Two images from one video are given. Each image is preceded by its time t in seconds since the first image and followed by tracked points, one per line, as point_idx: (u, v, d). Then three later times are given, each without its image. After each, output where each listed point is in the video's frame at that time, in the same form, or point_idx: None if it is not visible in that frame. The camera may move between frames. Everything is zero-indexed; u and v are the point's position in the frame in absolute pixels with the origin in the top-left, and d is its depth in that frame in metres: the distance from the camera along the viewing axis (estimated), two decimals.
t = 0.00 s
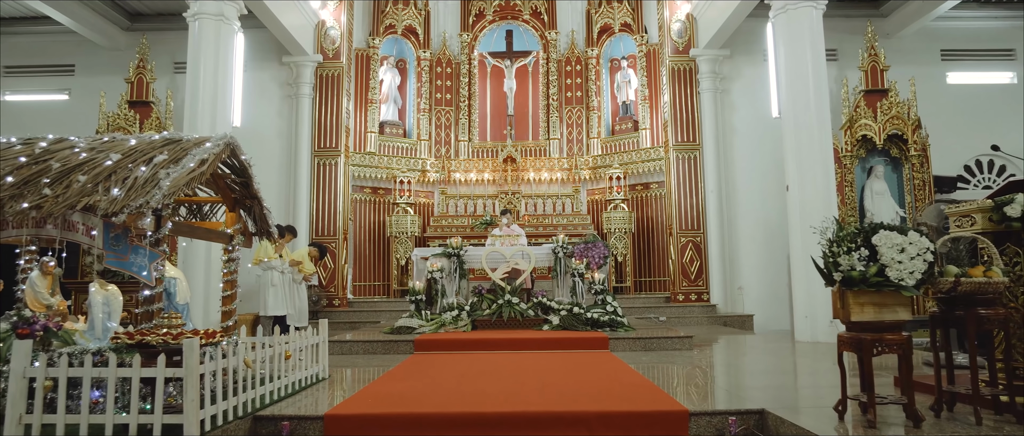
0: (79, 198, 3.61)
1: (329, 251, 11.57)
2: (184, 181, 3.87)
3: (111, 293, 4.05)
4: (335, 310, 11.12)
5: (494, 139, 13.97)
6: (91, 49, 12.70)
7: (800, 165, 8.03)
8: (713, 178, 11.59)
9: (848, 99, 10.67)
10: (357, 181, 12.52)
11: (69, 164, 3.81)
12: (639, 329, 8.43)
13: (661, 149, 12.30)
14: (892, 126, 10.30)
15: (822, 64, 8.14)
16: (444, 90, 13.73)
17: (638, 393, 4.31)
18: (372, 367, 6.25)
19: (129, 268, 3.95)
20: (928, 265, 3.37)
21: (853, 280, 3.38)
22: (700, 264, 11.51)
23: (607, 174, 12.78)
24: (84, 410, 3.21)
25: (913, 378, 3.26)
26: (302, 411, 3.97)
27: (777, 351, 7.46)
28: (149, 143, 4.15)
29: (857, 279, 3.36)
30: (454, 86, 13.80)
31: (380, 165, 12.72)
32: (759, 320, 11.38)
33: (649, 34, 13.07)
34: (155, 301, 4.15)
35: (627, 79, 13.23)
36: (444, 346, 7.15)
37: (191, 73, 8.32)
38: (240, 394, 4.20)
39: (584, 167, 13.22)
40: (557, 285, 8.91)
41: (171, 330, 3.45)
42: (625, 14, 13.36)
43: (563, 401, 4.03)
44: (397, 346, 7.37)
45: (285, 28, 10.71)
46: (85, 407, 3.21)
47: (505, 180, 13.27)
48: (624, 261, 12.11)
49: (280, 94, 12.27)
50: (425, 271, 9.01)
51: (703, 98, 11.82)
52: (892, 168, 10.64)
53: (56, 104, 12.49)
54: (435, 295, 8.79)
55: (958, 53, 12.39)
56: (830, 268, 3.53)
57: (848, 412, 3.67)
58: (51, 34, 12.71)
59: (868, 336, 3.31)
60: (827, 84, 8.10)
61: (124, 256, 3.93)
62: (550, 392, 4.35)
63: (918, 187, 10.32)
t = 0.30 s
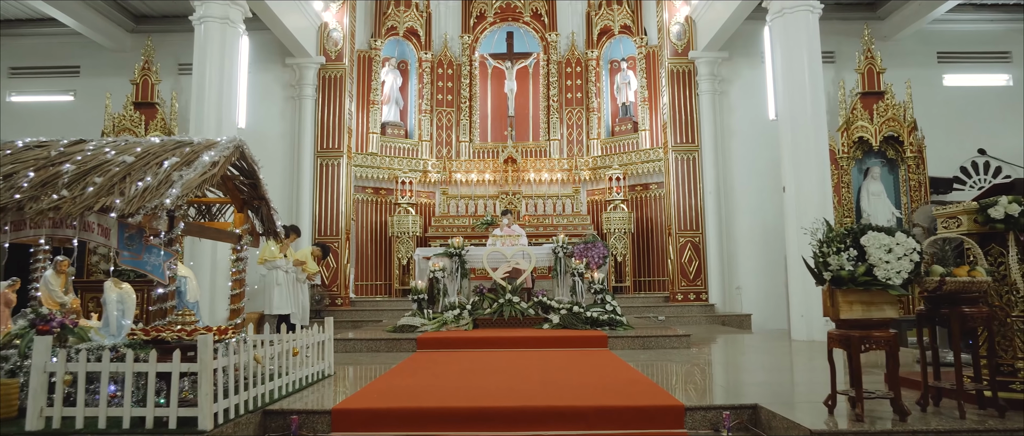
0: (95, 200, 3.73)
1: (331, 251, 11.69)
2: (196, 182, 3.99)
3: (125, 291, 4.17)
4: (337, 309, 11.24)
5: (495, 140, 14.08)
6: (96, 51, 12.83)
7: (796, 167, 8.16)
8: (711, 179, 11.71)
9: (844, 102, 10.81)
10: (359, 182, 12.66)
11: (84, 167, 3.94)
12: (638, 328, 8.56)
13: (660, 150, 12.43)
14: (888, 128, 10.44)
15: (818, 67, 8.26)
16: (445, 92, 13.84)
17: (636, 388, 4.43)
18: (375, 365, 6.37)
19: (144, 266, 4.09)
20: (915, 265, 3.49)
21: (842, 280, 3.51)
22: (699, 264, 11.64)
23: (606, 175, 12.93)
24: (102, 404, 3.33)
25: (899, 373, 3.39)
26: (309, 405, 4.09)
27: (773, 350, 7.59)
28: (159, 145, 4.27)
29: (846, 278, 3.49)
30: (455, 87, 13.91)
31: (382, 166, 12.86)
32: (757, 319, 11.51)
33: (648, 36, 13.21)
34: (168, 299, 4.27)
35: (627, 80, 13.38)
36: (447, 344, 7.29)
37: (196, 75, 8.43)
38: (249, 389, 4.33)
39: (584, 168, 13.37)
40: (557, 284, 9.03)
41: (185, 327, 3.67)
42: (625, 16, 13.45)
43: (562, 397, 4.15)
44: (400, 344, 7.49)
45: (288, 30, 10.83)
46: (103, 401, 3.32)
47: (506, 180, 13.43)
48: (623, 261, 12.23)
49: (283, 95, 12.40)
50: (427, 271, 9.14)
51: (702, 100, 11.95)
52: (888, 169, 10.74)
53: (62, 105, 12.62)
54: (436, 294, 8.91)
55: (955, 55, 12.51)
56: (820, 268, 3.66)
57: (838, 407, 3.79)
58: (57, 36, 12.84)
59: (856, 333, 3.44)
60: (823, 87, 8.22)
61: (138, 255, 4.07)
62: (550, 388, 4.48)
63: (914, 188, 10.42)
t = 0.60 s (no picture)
0: (112, 202, 3.87)
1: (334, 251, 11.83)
2: (210, 186, 4.13)
3: (140, 291, 4.27)
4: (340, 308, 11.36)
5: (496, 141, 14.21)
6: (101, 53, 12.96)
7: (793, 168, 8.29)
8: (710, 180, 11.86)
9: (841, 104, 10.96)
10: (361, 182, 12.80)
11: (101, 170, 4.09)
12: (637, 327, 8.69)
13: (659, 151, 12.57)
14: (884, 130, 10.57)
15: (814, 69, 8.40)
16: (446, 93, 13.97)
17: (634, 385, 4.56)
18: (380, 363, 6.51)
19: (158, 267, 4.21)
20: (902, 265, 3.63)
21: (833, 279, 3.64)
22: (697, 264, 11.78)
23: (606, 176, 13.08)
24: (121, 398, 3.48)
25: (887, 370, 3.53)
26: (317, 401, 4.22)
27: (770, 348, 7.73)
28: (172, 149, 4.41)
29: (836, 277, 3.62)
30: (456, 88, 14.03)
31: (384, 167, 12.99)
32: (755, 319, 11.64)
33: (647, 38, 13.37)
34: (182, 298, 4.41)
35: (627, 82, 13.53)
36: (450, 342, 7.43)
37: (202, 78, 8.57)
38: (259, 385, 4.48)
39: (584, 169, 13.49)
40: (558, 284, 9.17)
41: (200, 325, 3.85)
42: (625, 18, 13.60)
43: (563, 393, 4.29)
44: (403, 343, 7.64)
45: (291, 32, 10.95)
46: (122, 396, 3.46)
47: (507, 181, 13.57)
48: (623, 261, 12.38)
49: (286, 97, 12.54)
50: (429, 271, 9.28)
51: (701, 102, 12.08)
52: (885, 170, 10.95)
53: (67, 107, 12.76)
54: (439, 293, 9.05)
55: (951, 58, 12.65)
56: (811, 268, 3.79)
57: (830, 402, 3.92)
58: (63, 38, 12.99)
59: (846, 331, 3.59)
60: (819, 89, 8.37)
61: (153, 256, 4.19)
62: (551, 384, 4.61)
63: (910, 189, 10.54)
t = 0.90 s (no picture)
0: (128, 205, 4.01)
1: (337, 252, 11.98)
2: (222, 189, 4.27)
3: (153, 290, 4.40)
4: (342, 308, 11.50)
5: (496, 143, 14.35)
6: (106, 55, 13.10)
7: (789, 170, 8.43)
8: (708, 181, 12.00)
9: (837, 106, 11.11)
10: (363, 183, 12.95)
11: (116, 173, 4.23)
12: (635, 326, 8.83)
13: (658, 153, 12.72)
14: (880, 132, 10.73)
15: (810, 73, 8.54)
16: (447, 95, 14.11)
17: (631, 382, 4.70)
18: (384, 361, 6.65)
19: (172, 267, 4.34)
20: (890, 266, 3.77)
21: (822, 279, 3.78)
22: (696, 265, 11.92)
23: (605, 177, 13.22)
24: (139, 393, 3.61)
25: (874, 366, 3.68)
26: (325, 397, 4.37)
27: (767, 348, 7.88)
28: (184, 153, 4.54)
29: (825, 278, 3.76)
30: (457, 90, 14.18)
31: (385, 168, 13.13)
32: (752, 318, 11.78)
33: (646, 41, 13.54)
34: (195, 298, 4.53)
35: (626, 84, 13.67)
36: (452, 341, 7.57)
37: (207, 81, 8.70)
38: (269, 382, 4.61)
39: (584, 170, 13.63)
40: (558, 284, 9.31)
41: (215, 324, 3.93)
42: (624, 21, 13.75)
43: (563, 389, 4.43)
44: (406, 342, 7.78)
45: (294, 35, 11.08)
46: (140, 391, 3.60)
47: (507, 182, 13.72)
48: (623, 261, 12.57)
49: (289, 99, 12.68)
50: (431, 271, 9.43)
51: (700, 104, 12.22)
52: (880, 172, 11.04)
53: (72, 109, 12.90)
54: (440, 293, 9.19)
55: (946, 60, 12.80)
56: (802, 269, 3.93)
57: (820, 398, 4.07)
58: (68, 41, 13.12)
59: (835, 328, 3.73)
60: (815, 92, 8.51)
61: (167, 257, 4.34)
62: (551, 381, 4.75)
63: (905, 190, 10.68)
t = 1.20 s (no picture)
0: (144, 209, 4.17)
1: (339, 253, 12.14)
2: (233, 193, 4.41)
3: (167, 291, 4.59)
4: (345, 308, 11.64)
5: (496, 145, 14.50)
6: (112, 59, 13.26)
7: (784, 172, 8.59)
8: (706, 183, 12.16)
9: (833, 109, 11.28)
10: (365, 185, 13.11)
11: (131, 178, 4.40)
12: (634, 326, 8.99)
13: (657, 155, 12.88)
14: (875, 135, 10.88)
15: (805, 76, 8.69)
16: (448, 97, 14.27)
17: (628, 379, 4.87)
18: (388, 360, 6.81)
19: (184, 268, 4.48)
20: (876, 267, 3.92)
21: (811, 280, 3.93)
22: (693, 266, 12.07)
23: (605, 179, 13.38)
24: (156, 389, 3.78)
25: (859, 363, 3.84)
26: (333, 394, 4.53)
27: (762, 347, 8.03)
28: (195, 158, 4.70)
29: (813, 279, 3.92)
30: (457, 93, 14.34)
31: (387, 170, 13.29)
32: (749, 318, 11.93)
33: (645, 44, 13.73)
34: (207, 298, 4.67)
35: (625, 87, 13.82)
36: (454, 340, 7.73)
37: (213, 85, 8.87)
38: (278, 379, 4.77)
39: (584, 172, 13.80)
40: (557, 285, 9.48)
41: (227, 322, 4.17)
42: (623, 24, 13.90)
43: (562, 386, 4.59)
44: (409, 341, 7.95)
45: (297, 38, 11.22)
46: (157, 387, 3.76)
47: (507, 183, 13.89)
48: (622, 262, 12.69)
49: (292, 102, 12.85)
50: (433, 272, 9.62)
51: (698, 107, 12.38)
52: (875, 174, 11.25)
53: (78, 112, 13.06)
54: (442, 293, 9.35)
55: (942, 63, 12.95)
56: (791, 270, 4.09)
57: (809, 394, 4.23)
58: (74, 44, 13.29)
59: (823, 328, 3.89)
60: (810, 96, 8.66)
61: (180, 259, 4.47)
62: (551, 378, 4.91)
63: (900, 192, 10.85)
